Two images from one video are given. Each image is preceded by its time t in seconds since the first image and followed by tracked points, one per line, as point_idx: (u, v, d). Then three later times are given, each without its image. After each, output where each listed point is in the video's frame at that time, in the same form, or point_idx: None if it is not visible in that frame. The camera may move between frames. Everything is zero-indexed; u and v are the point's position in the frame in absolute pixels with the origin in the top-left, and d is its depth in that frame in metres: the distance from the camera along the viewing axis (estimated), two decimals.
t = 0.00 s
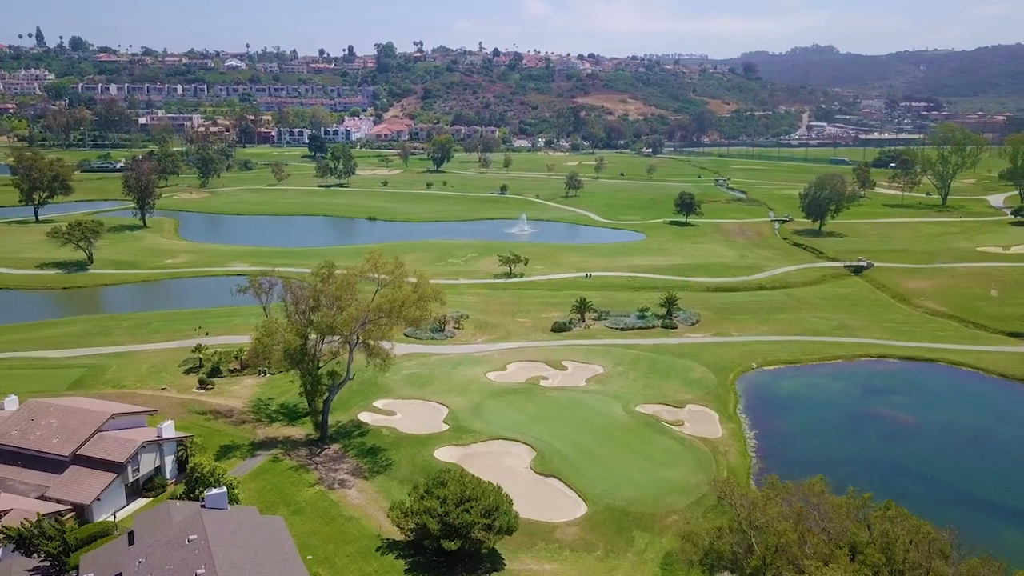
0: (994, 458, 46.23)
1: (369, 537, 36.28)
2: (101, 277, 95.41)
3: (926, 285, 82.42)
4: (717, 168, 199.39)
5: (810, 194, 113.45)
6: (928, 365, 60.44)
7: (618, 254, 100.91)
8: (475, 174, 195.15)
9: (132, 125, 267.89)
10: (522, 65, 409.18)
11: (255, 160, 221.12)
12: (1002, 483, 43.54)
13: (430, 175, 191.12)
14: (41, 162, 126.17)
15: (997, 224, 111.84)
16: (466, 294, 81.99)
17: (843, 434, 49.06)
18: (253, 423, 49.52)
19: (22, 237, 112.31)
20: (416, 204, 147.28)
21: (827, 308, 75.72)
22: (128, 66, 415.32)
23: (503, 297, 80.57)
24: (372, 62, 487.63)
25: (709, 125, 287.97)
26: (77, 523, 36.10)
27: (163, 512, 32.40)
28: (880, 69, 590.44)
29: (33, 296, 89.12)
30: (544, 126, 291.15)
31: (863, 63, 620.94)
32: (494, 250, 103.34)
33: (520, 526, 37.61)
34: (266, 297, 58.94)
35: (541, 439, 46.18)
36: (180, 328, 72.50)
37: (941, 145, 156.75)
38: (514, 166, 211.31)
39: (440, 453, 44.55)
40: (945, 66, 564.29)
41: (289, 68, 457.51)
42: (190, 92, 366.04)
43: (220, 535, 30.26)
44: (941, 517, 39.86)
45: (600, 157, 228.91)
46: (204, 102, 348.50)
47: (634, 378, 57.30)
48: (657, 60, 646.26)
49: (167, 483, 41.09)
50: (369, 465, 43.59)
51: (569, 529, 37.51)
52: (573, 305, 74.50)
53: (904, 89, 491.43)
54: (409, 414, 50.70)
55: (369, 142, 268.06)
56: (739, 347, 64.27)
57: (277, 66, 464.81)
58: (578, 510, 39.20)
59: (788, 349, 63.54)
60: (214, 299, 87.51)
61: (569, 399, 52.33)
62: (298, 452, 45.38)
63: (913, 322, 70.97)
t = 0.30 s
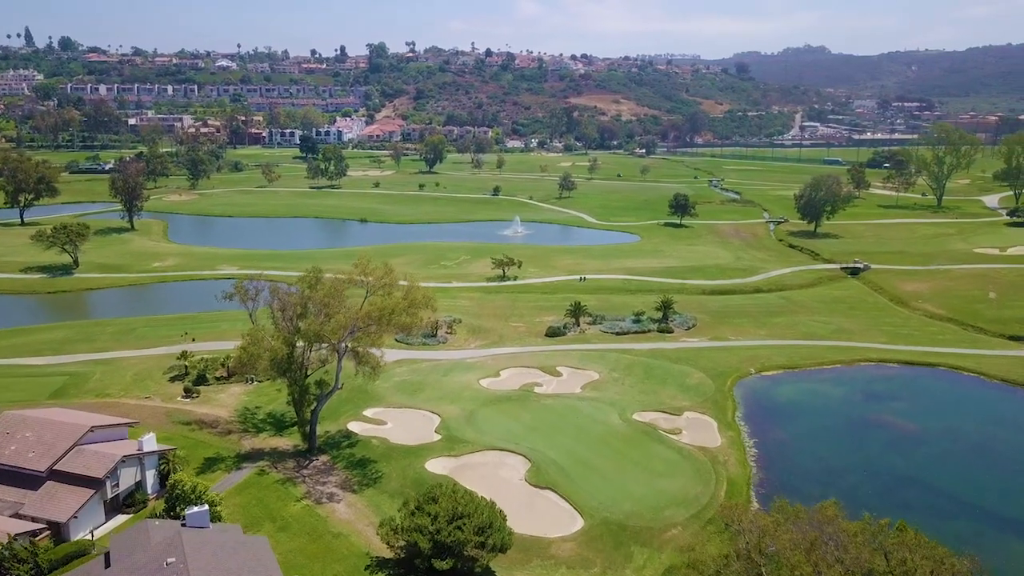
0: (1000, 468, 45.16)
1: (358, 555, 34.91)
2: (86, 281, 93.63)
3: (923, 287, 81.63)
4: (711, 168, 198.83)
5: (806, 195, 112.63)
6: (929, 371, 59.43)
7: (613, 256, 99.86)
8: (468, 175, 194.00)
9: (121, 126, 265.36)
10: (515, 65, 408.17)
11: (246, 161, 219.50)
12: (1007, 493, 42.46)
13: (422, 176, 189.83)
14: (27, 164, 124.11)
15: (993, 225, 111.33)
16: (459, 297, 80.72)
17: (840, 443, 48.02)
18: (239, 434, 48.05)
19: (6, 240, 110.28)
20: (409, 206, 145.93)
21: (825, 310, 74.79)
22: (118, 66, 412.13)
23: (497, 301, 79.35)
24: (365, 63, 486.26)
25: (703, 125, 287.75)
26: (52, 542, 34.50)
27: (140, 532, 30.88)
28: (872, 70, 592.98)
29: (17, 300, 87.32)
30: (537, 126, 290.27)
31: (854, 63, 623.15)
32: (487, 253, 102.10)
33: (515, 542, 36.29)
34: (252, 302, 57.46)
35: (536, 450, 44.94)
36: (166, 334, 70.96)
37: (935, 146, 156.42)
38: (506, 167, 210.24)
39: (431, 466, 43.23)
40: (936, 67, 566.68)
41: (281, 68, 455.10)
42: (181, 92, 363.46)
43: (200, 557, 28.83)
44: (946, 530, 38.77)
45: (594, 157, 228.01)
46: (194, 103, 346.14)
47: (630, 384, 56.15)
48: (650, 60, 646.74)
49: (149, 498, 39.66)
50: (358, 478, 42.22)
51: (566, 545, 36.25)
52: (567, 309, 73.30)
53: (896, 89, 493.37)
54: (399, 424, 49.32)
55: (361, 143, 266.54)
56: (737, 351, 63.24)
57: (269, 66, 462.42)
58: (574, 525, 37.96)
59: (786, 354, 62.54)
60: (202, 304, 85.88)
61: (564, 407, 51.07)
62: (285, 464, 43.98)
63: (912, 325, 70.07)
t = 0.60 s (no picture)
0: (1006, 477, 44.12)
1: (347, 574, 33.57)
2: (72, 285, 91.89)
3: (921, 289, 80.79)
4: (705, 168, 198.15)
5: (801, 196, 111.79)
6: (931, 376, 58.45)
7: (608, 258, 98.77)
8: (461, 176, 192.74)
9: (110, 127, 262.79)
10: (508, 65, 407.16)
11: (237, 162, 217.65)
12: (1014, 504, 41.41)
13: (415, 177, 188.38)
14: (12, 166, 122.13)
15: (989, 226, 110.79)
16: (451, 301, 79.44)
17: (840, 450, 47.02)
18: (225, 445, 46.62)
19: None
20: (401, 207, 144.55)
21: (823, 314, 73.82)
22: (108, 66, 409.00)
23: (490, 304, 78.08)
24: (357, 63, 484.68)
25: (696, 125, 287.43)
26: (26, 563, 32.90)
27: (117, 553, 29.40)
28: (863, 70, 595.14)
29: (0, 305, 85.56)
30: (530, 126, 289.35)
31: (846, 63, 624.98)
32: (480, 255, 100.81)
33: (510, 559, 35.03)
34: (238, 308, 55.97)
35: (532, 461, 43.66)
36: (152, 340, 69.39)
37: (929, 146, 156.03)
38: (500, 167, 209.12)
39: (423, 479, 41.90)
40: (927, 67, 568.70)
41: (272, 68, 452.41)
42: (171, 92, 360.76)
43: None
44: (953, 543, 37.69)
45: (587, 157, 227.08)
46: (185, 103, 343.65)
47: (626, 391, 54.97)
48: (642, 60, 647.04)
49: (130, 515, 38.19)
50: (348, 491, 40.88)
51: (563, 561, 35.00)
52: (562, 313, 72.06)
53: (888, 89, 495.15)
54: (390, 434, 47.94)
55: (353, 143, 264.87)
56: (735, 356, 62.15)
57: (261, 67, 460.05)
58: (570, 540, 36.69)
59: (785, 359, 61.49)
60: (190, 308, 84.26)
61: (560, 415, 49.84)
62: (272, 477, 42.59)
63: (911, 329, 69.16)
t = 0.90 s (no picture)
0: (1011, 487, 42.97)
1: None
2: (55, 289, 89.85)
3: (918, 292, 79.85)
4: (698, 169, 197.35)
5: (796, 197, 110.82)
6: (931, 381, 57.34)
7: (602, 260, 97.52)
8: (453, 177, 191.17)
9: (98, 127, 259.68)
10: (500, 65, 405.81)
11: (226, 163, 215.45)
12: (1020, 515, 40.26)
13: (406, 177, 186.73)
14: None
15: (985, 227, 110.10)
16: (443, 305, 77.92)
17: (840, 460, 45.82)
18: (207, 458, 44.97)
19: None
20: (392, 208, 142.91)
21: (820, 317, 72.71)
22: (96, 66, 405.28)
23: (483, 309, 76.62)
24: (348, 63, 482.23)
25: (688, 126, 286.88)
26: None
27: None
28: (854, 70, 597.14)
29: None
30: (522, 127, 288.17)
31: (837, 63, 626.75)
32: (472, 258, 99.37)
33: None
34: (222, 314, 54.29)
35: (525, 474, 42.24)
36: (136, 347, 67.57)
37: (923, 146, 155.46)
38: (492, 168, 207.73)
39: (413, 494, 40.38)
40: (918, 67, 571.20)
41: (262, 68, 449.57)
42: (160, 92, 357.45)
43: None
44: (959, 557, 36.47)
45: (580, 158, 225.93)
46: (174, 103, 340.71)
47: (622, 399, 53.60)
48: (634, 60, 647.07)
49: (105, 535, 36.53)
50: (335, 507, 39.36)
51: None
52: (556, 318, 70.62)
53: (879, 89, 496.71)
54: (379, 446, 46.39)
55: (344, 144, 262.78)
56: (732, 362, 60.92)
57: (251, 67, 456.98)
58: (566, 558, 35.25)
59: (784, 364, 60.32)
60: (175, 313, 82.35)
61: (554, 425, 48.43)
62: (256, 492, 40.98)
63: (910, 333, 68.13)
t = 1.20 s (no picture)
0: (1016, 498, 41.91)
1: None
2: (39, 293, 88.05)
3: (916, 294, 78.99)
4: (691, 169, 196.57)
5: (792, 198, 109.88)
6: (932, 386, 56.35)
7: (596, 263, 96.41)
8: (445, 178, 189.80)
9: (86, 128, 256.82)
10: (492, 65, 404.71)
11: (216, 164, 213.26)
12: None
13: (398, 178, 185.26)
14: None
15: (981, 227, 109.48)
16: (435, 309, 76.60)
17: (842, 470, 44.69)
18: (191, 471, 43.48)
19: None
20: (384, 210, 141.39)
21: (818, 320, 71.74)
22: (85, 66, 401.76)
23: (475, 313, 75.31)
24: (340, 62, 480.20)
25: (681, 126, 286.45)
26: None
27: None
28: (845, 70, 598.95)
29: None
30: (515, 127, 287.04)
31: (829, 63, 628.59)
32: (465, 260, 98.02)
33: None
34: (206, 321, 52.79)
35: (519, 486, 40.95)
36: (120, 354, 65.89)
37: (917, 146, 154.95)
38: (484, 168, 206.48)
39: (403, 508, 38.98)
40: (909, 67, 573.42)
41: (253, 69, 446.95)
42: (150, 92, 354.48)
43: None
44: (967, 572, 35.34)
45: (572, 159, 224.97)
46: (164, 103, 338.02)
47: (619, 406, 52.39)
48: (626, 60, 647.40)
49: (82, 555, 35.04)
50: (323, 523, 37.98)
51: None
52: (550, 322, 69.33)
53: (870, 88, 498.28)
54: (369, 457, 44.99)
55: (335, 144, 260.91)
56: (730, 367, 59.86)
57: (241, 67, 454.12)
58: None
59: (782, 369, 59.29)
60: (161, 318, 80.65)
61: (549, 434, 47.18)
62: (241, 507, 39.55)
63: (909, 336, 67.26)
